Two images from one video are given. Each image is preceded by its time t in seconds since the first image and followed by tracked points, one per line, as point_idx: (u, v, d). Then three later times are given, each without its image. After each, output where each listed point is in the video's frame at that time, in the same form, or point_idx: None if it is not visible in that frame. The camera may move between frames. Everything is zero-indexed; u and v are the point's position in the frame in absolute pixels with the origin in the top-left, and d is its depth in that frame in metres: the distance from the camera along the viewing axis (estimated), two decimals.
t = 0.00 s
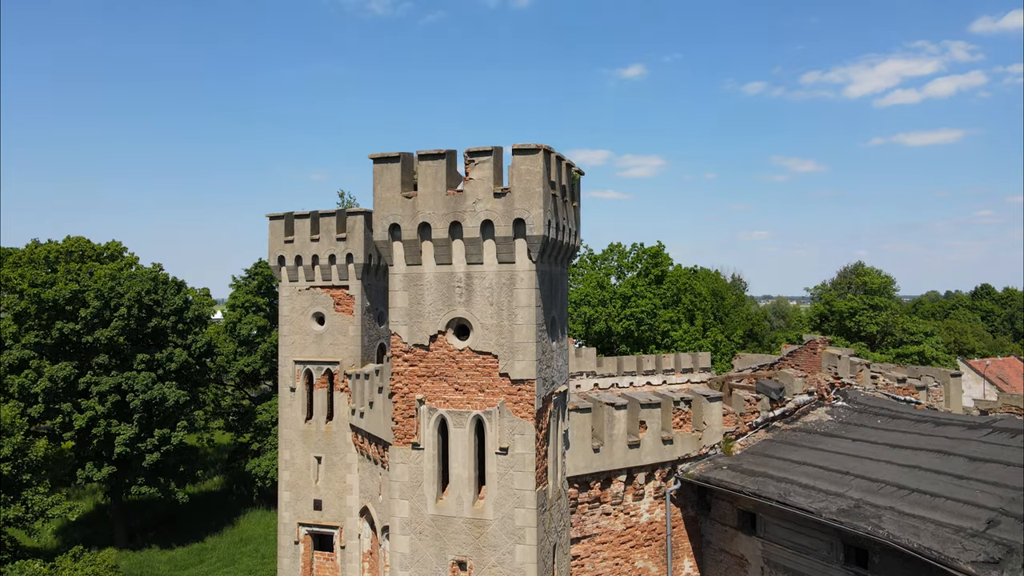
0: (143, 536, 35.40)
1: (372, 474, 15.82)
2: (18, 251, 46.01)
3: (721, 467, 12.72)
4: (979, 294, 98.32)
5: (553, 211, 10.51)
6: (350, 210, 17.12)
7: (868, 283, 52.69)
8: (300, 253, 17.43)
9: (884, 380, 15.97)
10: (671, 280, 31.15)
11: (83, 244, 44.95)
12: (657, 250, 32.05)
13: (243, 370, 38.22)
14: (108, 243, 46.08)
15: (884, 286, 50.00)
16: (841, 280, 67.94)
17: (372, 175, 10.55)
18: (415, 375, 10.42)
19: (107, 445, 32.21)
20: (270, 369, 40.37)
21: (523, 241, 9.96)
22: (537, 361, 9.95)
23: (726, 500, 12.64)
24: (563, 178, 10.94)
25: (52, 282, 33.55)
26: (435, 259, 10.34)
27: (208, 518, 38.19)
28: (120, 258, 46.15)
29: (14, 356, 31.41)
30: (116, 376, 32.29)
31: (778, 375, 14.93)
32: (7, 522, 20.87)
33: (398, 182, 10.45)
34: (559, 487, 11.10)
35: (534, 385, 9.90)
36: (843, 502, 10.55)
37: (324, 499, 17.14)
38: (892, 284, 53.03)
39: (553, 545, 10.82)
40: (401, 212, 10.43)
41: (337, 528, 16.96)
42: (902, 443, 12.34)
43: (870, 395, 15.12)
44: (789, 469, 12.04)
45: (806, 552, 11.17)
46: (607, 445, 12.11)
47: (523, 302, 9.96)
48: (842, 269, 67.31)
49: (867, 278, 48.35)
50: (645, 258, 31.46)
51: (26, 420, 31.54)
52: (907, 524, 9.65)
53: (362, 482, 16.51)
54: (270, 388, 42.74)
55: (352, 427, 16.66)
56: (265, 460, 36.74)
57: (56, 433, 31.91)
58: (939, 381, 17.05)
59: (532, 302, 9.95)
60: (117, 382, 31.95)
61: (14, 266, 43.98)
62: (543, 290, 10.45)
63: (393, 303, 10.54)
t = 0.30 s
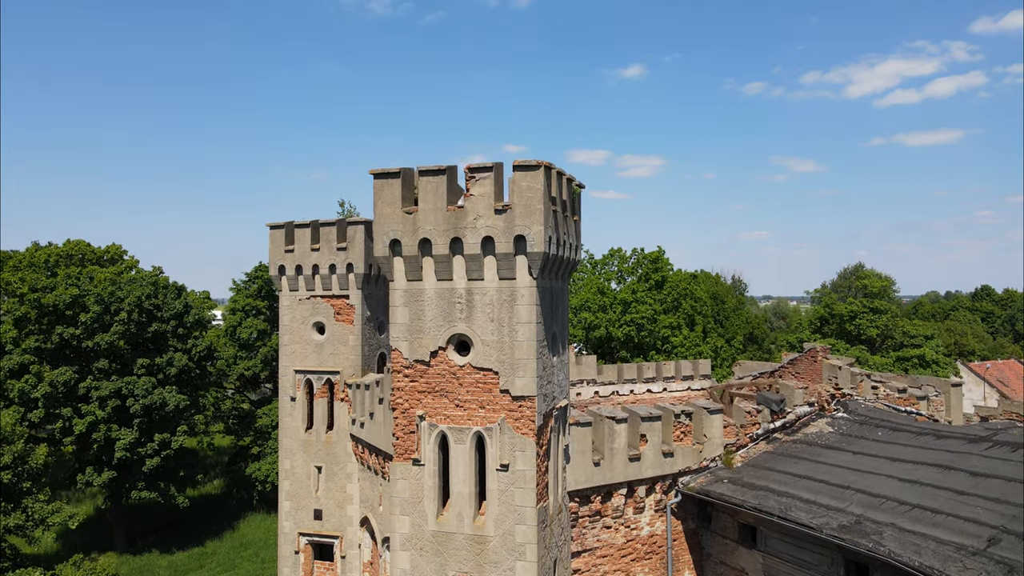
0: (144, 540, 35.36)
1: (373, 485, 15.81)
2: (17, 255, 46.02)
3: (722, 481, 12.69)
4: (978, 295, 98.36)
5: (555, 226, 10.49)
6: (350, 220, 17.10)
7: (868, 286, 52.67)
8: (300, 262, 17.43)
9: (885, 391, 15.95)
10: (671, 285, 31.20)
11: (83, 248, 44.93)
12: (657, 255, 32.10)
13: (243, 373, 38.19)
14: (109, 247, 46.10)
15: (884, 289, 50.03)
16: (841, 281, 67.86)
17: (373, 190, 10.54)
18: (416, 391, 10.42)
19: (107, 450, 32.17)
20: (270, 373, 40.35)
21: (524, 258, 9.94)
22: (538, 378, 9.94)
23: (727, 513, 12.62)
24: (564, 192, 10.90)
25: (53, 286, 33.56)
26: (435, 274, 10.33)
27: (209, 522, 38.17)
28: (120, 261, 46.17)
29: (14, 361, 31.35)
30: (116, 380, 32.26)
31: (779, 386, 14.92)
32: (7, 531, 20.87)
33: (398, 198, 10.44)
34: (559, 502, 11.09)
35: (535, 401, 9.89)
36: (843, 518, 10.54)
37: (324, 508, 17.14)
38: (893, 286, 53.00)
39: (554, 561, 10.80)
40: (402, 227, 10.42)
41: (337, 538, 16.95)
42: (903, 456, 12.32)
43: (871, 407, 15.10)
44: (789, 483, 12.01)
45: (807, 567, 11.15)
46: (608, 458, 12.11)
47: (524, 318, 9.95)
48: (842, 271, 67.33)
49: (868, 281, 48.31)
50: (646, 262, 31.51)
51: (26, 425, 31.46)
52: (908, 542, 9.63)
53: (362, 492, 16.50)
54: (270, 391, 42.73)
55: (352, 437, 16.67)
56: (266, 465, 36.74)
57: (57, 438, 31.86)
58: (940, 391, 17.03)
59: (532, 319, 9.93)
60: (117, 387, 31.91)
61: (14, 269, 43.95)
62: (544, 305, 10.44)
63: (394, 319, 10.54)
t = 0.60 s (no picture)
0: (144, 545, 35.34)
1: (373, 496, 15.80)
2: (18, 258, 46.06)
3: (723, 494, 12.67)
4: (978, 297, 98.30)
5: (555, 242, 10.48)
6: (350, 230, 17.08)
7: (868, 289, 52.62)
8: (300, 272, 17.43)
9: (885, 402, 15.97)
10: (672, 291, 31.26)
11: (83, 251, 44.96)
12: (657, 261, 32.16)
13: (243, 377, 38.16)
14: (109, 250, 46.15)
15: (884, 292, 50.00)
16: (841, 283, 67.75)
17: (373, 206, 10.54)
18: (417, 407, 10.43)
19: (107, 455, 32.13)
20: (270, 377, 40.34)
21: (525, 274, 9.93)
22: (538, 394, 9.93)
23: (728, 526, 12.60)
24: (564, 208, 10.87)
25: (53, 291, 33.59)
26: (436, 290, 10.32)
27: (209, 527, 38.14)
28: (120, 265, 46.19)
29: (14, 366, 31.25)
30: (116, 385, 32.19)
31: (779, 397, 14.92)
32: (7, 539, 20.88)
33: (399, 214, 10.44)
34: (560, 517, 11.08)
35: (535, 418, 9.89)
36: (844, 534, 10.53)
37: (324, 518, 17.13)
38: (892, 289, 52.95)
39: None
40: (402, 243, 10.41)
41: (337, 548, 16.94)
42: (904, 469, 12.31)
43: (872, 418, 15.08)
44: (790, 497, 11.99)
45: None
46: (609, 472, 12.10)
47: (524, 335, 9.95)
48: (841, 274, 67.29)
49: (868, 284, 48.27)
50: (646, 268, 31.57)
51: (26, 430, 31.39)
52: (909, 559, 9.62)
53: (362, 503, 16.51)
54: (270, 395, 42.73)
55: (352, 447, 16.66)
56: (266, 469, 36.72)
57: (57, 443, 31.82)
58: (941, 401, 17.00)
59: (532, 335, 9.94)
60: (117, 392, 31.88)
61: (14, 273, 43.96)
62: (544, 321, 10.42)
63: (394, 335, 10.54)
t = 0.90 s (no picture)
0: (144, 550, 35.29)
1: (373, 506, 15.79)
2: (18, 262, 46.08)
3: (723, 507, 12.66)
4: (978, 298, 98.23)
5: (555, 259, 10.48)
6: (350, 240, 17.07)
7: (868, 292, 52.60)
8: (300, 281, 17.42)
9: (886, 413, 15.97)
10: (672, 296, 31.33)
11: (82, 255, 44.97)
12: (658, 266, 32.23)
13: (243, 381, 38.13)
14: (109, 254, 46.17)
15: (884, 294, 50.01)
16: (841, 285, 67.63)
17: (374, 222, 10.53)
18: (417, 423, 10.43)
19: (107, 460, 32.05)
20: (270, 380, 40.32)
21: (525, 291, 9.93)
22: (539, 411, 9.94)
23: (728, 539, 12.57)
24: (564, 223, 10.86)
25: (54, 296, 33.60)
26: (436, 306, 10.31)
27: (209, 531, 38.12)
28: (120, 268, 46.18)
29: (14, 371, 31.18)
30: (116, 391, 32.13)
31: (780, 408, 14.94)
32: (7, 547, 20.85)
33: (399, 230, 10.43)
34: (561, 531, 11.10)
35: (536, 435, 9.90)
36: (845, 549, 10.53)
37: (325, 528, 17.13)
38: (893, 292, 52.90)
39: None
40: (402, 260, 10.41)
41: (337, 558, 16.93)
42: (905, 483, 12.31)
43: (873, 429, 15.09)
44: (790, 511, 11.99)
45: None
46: (610, 486, 12.09)
47: (525, 351, 9.94)
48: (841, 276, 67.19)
49: (868, 286, 48.23)
50: (647, 273, 31.66)
51: (26, 435, 31.32)
52: None
53: (362, 513, 16.50)
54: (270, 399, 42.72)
55: (353, 457, 16.66)
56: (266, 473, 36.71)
57: (57, 448, 31.78)
58: (941, 411, 17.01)
59: (533, 352, 9.93)
60: (117, 397, 31.83)
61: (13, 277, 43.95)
62: (545, 337, 10.42)
63: (395, 351, 10.54)
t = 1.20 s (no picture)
0: (144, 554, 35.25)
1: (373, 517, 15.78)
2: (18, 266, 46.06)
3: (723, 520, 12.64)
4: (979, 299, 98.09)
5: (556, 274, 10.46)
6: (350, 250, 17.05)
7: (868, 295, 52.50)
8: (301, 291, 17.40)
9: (887, 422, 15.99)
10: (672, 302, 31.32)
11: (82, 258, 44.96)
12: (658, 272, 32.23)
13: (243, 386, 38.08)
14: (109, 257, 46.17)
15: (885, 297, 49.92)
16: (841, 287, 67.58)
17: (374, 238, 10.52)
18: (417, 439, 10.42)
19: (108, 465, 32.00)
20: (270, 384, 40.28)
21: (526, 307, 9.92)
22: (539, 428, 9.94)
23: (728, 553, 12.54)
24: (565, 238, 10.83)
25: (54, 301, 33.58)
26: (437, 323, 10.30)
27: (209, 535, 38.12)
28: (120, 272, 46.17)
29: (14, 376, 31.12)
30: (116, 396, 32.07)
31: (781, 420, 14.96)
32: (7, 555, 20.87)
33: (399, 246, 10.42)
34: (562, 545, 11.09)
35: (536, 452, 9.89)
36: (846, 565, 10.51)
37: (325, 538, 17.13)
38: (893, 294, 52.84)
39: None
40: (403, 276, 10.39)
41: (337, 568, 16.93)
42: (905, 496, 12.30)
43: (873, 440, 15.10)
44: (791, 525, 11.96)
45: None
46: (610, 500, 12.08)
47: (525, 368, 9.94)
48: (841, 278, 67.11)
49: (868, 290, 48.14)
50: (647, 279, 31.66)
51: (26, 441, 31.29)
52: None
53: (362, 523, 16.50)
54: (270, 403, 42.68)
55: (353, 467, 16.66)
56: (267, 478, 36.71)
57: (57, 453, 31.75)
58: (942, 421, 17.03)
59: (533, 369, 9.92)
60: (117, 402, 31.78)
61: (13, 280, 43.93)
62: (546, 353, 10.42)
63: (395, 367, 10.52)
